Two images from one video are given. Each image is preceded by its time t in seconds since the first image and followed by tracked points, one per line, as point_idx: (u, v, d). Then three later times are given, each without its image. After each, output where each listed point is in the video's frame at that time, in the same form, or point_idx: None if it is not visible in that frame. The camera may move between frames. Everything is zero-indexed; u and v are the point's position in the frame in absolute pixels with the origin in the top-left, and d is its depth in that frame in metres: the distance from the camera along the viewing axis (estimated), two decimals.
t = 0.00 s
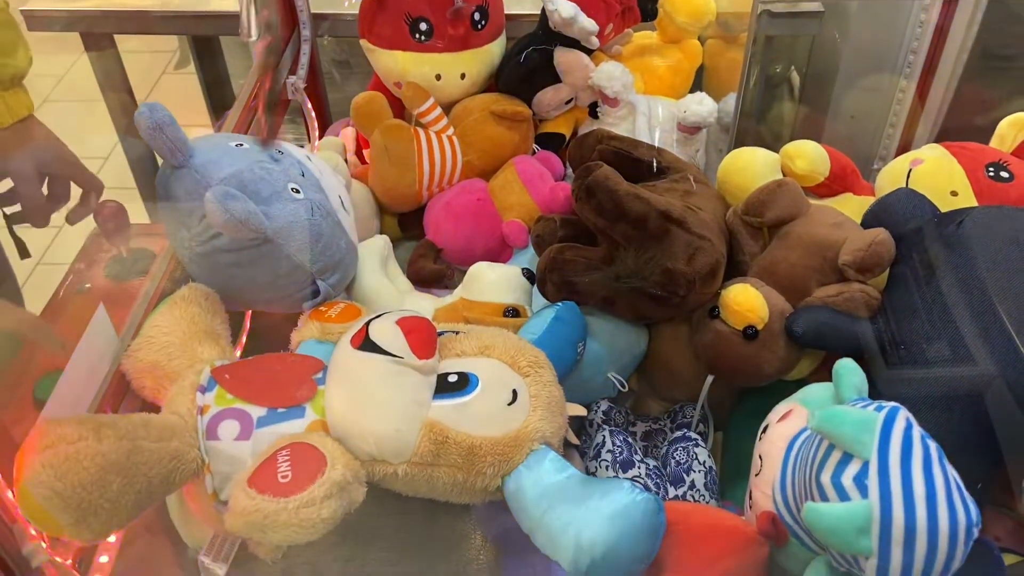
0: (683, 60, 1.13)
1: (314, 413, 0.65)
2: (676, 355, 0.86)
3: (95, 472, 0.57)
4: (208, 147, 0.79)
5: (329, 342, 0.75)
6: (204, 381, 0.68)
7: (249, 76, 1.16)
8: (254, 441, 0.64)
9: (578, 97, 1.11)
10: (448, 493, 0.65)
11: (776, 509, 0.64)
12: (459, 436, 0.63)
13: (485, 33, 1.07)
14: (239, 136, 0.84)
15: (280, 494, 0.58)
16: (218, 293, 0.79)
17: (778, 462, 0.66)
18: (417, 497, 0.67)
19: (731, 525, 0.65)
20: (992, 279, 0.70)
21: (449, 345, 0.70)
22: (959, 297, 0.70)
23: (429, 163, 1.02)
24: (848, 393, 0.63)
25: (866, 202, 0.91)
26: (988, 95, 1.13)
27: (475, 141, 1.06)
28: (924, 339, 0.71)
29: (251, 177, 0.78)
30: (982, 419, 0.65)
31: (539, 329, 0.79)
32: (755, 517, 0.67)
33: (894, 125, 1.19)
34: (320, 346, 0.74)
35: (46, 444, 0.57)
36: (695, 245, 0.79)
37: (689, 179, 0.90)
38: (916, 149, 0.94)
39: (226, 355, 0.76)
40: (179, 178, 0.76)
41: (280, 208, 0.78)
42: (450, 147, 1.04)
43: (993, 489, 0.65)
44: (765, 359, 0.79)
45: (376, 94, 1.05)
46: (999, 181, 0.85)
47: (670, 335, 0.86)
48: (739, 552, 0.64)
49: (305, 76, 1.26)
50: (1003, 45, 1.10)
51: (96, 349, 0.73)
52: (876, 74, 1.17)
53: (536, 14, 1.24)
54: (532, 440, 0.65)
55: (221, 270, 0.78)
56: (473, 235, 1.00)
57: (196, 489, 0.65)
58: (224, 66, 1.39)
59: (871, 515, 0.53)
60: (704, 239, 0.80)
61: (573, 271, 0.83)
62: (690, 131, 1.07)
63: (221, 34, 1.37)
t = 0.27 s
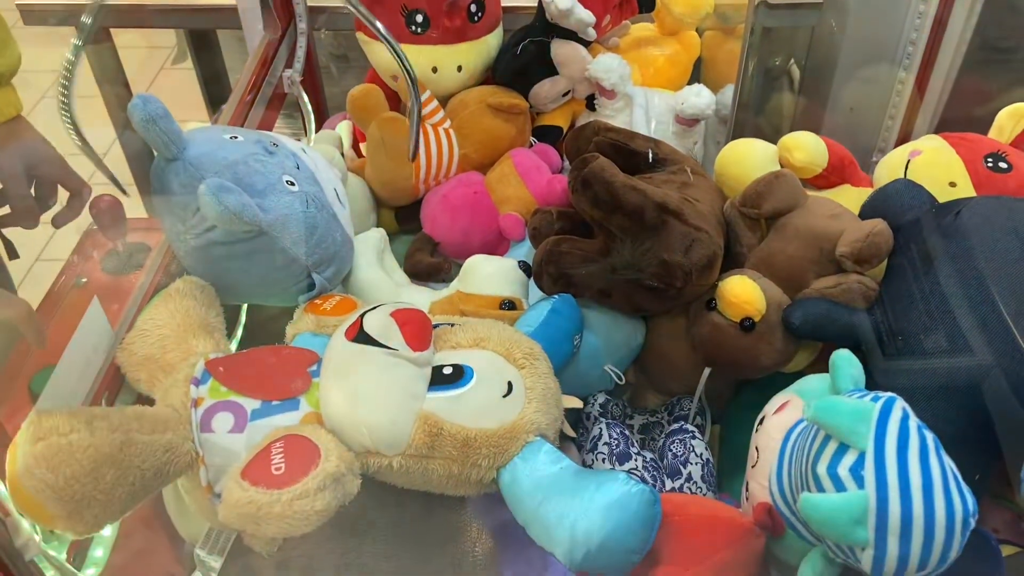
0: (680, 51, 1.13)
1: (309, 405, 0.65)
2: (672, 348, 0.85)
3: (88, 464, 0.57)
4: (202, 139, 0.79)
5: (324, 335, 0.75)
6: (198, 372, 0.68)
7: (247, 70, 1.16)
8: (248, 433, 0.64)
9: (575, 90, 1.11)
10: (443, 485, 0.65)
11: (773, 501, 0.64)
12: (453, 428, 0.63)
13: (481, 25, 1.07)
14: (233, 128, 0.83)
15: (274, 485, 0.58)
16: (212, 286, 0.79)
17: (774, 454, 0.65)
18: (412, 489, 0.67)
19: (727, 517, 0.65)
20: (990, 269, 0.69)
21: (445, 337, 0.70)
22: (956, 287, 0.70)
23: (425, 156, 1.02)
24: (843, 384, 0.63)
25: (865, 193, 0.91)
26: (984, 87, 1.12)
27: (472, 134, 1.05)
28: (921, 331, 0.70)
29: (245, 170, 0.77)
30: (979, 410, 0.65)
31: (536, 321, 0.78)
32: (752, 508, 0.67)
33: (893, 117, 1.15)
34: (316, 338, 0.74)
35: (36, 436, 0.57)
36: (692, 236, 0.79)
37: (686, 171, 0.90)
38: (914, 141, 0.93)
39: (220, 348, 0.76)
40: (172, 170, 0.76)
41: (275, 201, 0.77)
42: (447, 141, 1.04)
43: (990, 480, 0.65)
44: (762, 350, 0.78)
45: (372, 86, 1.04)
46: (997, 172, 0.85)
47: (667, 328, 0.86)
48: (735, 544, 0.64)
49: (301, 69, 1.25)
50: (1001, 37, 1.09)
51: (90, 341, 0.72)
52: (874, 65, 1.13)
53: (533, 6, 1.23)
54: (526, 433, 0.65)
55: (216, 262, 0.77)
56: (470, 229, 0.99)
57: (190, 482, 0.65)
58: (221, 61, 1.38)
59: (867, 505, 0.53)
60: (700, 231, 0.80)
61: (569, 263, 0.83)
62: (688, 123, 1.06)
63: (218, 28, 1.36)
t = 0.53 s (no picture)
0: (679, 44, 1.13)
1: (308, 400, 0.65)
2: (672, 341, 0.85)
3: (87, 458, 0.57)
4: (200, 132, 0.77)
5: (323, 329, 0.75)
6: (198, 367, 0.68)
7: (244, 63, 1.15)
8: (248, 427, 0.63)
9: (575, 83, 1.10)
10: (443, 479, 0.65)
11: (774, 494, 0.64)
12: (453, 421, 0.62)
13: (480, 19, 1.06)
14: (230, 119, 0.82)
15: (274, 479, 0.58)
16: (212, 280, 0.80)
17: (774, 447, 0.65)
18: (412, 483, 0.66)
19: (728, 510, 0.65)
20: (990, 260, 0.69)
21: (445, 330, 0.69)
22: (956, 280, 0.70)
23: (424, 152, 1.02)
24: (844, 376, 0.63)
25: (863, 185, 0.90)
26: (985, 79, 1.10)
27: (472, 128, 1.05)
28: (922, 322, 0.70)
29: (244, 165, 0.75)
30: (980, 402, 0.65)
31: (535, 315, 0.78)
32: (752, 501, 0.67)
33: (893, 111, 1.16)
34: (315, 333, 0.74)
35: (35, 429, 0.57)
36: (692, 230, 0.79)
37: (685, 164, 0.89)
38: (915, 133, 0.93)
39: (220, 342, 0.76)
40: (170, 164, 0.74)
41: (273, 194, 0.76)
42: (446, 134, 1.04)
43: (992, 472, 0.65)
44: (762, 343, 0.78)
45: (371, 80, 1.04)
46: (998, 164, 0.84)
47: (667, 321, 0.86)
48: (736, 536, 0.64)
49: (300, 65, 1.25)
50: (1005, 30, 1.06)
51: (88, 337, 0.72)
52: (873, 58, 1.14)
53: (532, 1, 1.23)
54: (526, 425, 0.65)
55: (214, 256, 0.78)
56: (470, 223, 0.99)
57: (190, 476, 0.65)
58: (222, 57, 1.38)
59: (867, 497, 0.53)
60: (700, 224, 0.80)
61: (570, 256, 0.83)
62: (688, 116, 1.06)
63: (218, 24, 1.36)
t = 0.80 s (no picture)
0: (683, 38, 1.12)
1: (332, 413, 0.63)
2: (676, 335, 0.85)
3: (98, 461, 0.55)
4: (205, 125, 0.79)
5: (338, 327, 0.79)
6: (219, 371, 0.65)
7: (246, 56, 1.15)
8: (273, 438, 0.62)
9: (578, 76, 1.10)
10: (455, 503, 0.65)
11: (780, 488, 0.64)
12: (481, 461, 0.64)
13: (482, 13, 1.06)
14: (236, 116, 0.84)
15: (288, 477, 0.57)
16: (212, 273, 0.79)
17: (780, 441, 0.65)
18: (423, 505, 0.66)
19: (733, 503, 0.65)
20: (998, 253, 0.69)
21: (475, 359, 0.70)
22: (964, 272, 0.69)
23: (427, 146, 1.01)
24: (850, 369, 0.62)
25: (869, 179, 0.90)
26: (990, 71, 1.10)
27: (474, 121, 1.05)
28: (929, 316, 0.70)
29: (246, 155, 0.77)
30: (987, 395, 0.64)
31: (543, 325, 0.78)
32: (758, 495, 0.67)
33: (897, 103, 1.15)
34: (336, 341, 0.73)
35: (53, 428, 0.55)
36: (697, 224, 0.78)
37: (690, 157, 0.89)
38: (920, 125, 0.92)
39: (234, 337, 0.74)
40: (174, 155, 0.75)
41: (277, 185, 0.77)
42: (449, 127, 1.03)
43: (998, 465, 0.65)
44: (768, 337, 0.78)
45: (372, 74, 1.03)
46: (1004, 156, 0.84)
47: (671, 315, 0.85)
48: (740, 532, 0.64)
49: (301, 59, 1.25)
50: (1008, 21, 1.06)
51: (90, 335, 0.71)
52: (876, 52, 1.12)
53: None
54: (544, 463, 0.66)
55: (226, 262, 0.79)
56: (473, 217, 0.99)
57: (207, 482, 0.62)
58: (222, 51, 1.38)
59: (875, 491, 0.53)
60: (704, 217, 0.79)
61: (573, 250, 0.83)
62: (691, 109, 1.06)
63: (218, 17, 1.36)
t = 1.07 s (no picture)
0: (683, 30, 1.13)
1: (315, 405, 0.63)
2: (678, 329, 0.84)
3: (93, 459, 0.57)
4: (202, 121, 0.79)
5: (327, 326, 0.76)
6: (202, 370, 0.66)
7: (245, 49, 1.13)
8: (255, 433, 0.61)
9: (578, 70, 1.09)
10: (452, 488, 0.64)
11: (782, 482, 0.64)
12: (461, 435, 0.62)
13: (482, 7, 1.05)
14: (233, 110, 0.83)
15: (280, 475, 0.57)
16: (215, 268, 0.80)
17: (782, 436, 0.65)
18: (414, 489, 0.65)
19: (735, 499, 0.64)
20: (1001, 246, 0.68)
21: (452, 338, 0.69)
22: (966, 266, 0.69)
23: (427, 141, 1.01)
24: (854, 364, 0.62)
25: (871, 171, 0.90)
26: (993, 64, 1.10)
27: (475, 116, 1.04)
28: (931, 309, 0.69)
29: (245, 152, 0.78)
30: (991, 389, 0.63)
31: (542, 309, 0.77)
32: (760, 490, 0.67)
33: (899, 96, 1.14)
34: (321, 330, 0.75)
35: (47, 428, 0.57)
36: (698, 217, 0.78)
37: (691, 151, 0.88)
38: (923, 118, 0.92)
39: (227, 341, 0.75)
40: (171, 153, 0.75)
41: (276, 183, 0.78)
42: (450, 122, 1.03)
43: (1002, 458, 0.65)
44: (770, 331, 0.78)
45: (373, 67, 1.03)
46: (1007, 149, 0.83)
47: (673, 310, 0.85)
48: (743, 527, 0.63)
49: (301, 52, 1.24)
50: (1010, 14, 1.07)
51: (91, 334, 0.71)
52: (879, 43, 1.11)
53: None
54: (533, 439, 0.64)
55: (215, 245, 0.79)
56: (473, 210, 0.99)
57: (201, 479, 0.63)
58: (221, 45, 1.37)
59: (877, 487, 0.52)
60: (705, 211, 0.79)
61: (574, 244, 0.83)
62: (693, 103, 1.05)
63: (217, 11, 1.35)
